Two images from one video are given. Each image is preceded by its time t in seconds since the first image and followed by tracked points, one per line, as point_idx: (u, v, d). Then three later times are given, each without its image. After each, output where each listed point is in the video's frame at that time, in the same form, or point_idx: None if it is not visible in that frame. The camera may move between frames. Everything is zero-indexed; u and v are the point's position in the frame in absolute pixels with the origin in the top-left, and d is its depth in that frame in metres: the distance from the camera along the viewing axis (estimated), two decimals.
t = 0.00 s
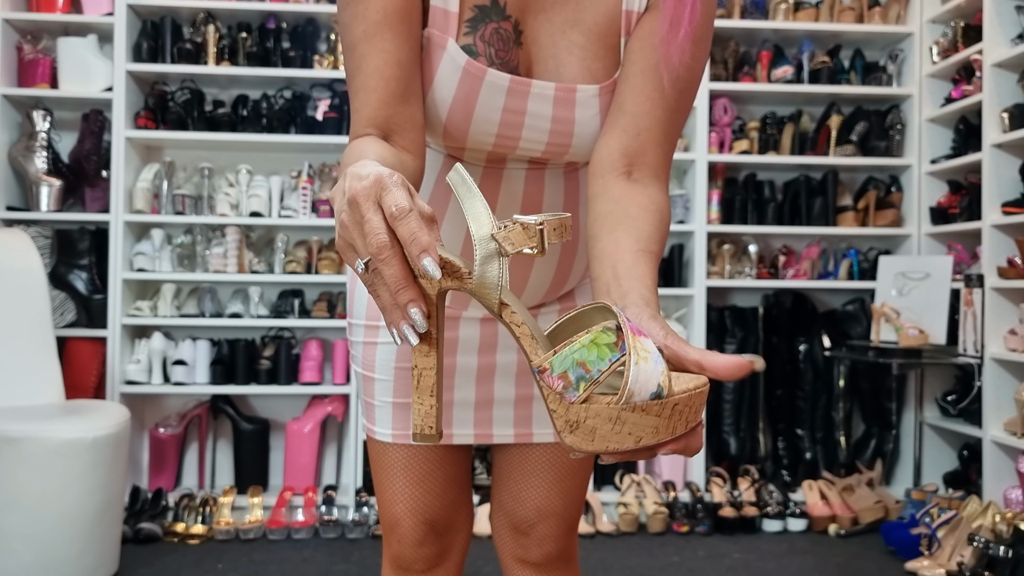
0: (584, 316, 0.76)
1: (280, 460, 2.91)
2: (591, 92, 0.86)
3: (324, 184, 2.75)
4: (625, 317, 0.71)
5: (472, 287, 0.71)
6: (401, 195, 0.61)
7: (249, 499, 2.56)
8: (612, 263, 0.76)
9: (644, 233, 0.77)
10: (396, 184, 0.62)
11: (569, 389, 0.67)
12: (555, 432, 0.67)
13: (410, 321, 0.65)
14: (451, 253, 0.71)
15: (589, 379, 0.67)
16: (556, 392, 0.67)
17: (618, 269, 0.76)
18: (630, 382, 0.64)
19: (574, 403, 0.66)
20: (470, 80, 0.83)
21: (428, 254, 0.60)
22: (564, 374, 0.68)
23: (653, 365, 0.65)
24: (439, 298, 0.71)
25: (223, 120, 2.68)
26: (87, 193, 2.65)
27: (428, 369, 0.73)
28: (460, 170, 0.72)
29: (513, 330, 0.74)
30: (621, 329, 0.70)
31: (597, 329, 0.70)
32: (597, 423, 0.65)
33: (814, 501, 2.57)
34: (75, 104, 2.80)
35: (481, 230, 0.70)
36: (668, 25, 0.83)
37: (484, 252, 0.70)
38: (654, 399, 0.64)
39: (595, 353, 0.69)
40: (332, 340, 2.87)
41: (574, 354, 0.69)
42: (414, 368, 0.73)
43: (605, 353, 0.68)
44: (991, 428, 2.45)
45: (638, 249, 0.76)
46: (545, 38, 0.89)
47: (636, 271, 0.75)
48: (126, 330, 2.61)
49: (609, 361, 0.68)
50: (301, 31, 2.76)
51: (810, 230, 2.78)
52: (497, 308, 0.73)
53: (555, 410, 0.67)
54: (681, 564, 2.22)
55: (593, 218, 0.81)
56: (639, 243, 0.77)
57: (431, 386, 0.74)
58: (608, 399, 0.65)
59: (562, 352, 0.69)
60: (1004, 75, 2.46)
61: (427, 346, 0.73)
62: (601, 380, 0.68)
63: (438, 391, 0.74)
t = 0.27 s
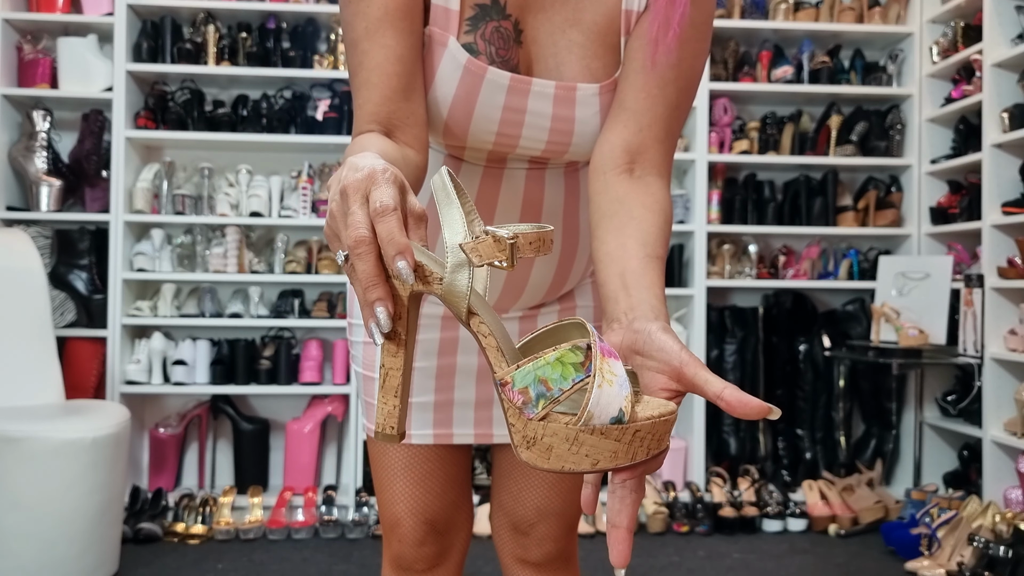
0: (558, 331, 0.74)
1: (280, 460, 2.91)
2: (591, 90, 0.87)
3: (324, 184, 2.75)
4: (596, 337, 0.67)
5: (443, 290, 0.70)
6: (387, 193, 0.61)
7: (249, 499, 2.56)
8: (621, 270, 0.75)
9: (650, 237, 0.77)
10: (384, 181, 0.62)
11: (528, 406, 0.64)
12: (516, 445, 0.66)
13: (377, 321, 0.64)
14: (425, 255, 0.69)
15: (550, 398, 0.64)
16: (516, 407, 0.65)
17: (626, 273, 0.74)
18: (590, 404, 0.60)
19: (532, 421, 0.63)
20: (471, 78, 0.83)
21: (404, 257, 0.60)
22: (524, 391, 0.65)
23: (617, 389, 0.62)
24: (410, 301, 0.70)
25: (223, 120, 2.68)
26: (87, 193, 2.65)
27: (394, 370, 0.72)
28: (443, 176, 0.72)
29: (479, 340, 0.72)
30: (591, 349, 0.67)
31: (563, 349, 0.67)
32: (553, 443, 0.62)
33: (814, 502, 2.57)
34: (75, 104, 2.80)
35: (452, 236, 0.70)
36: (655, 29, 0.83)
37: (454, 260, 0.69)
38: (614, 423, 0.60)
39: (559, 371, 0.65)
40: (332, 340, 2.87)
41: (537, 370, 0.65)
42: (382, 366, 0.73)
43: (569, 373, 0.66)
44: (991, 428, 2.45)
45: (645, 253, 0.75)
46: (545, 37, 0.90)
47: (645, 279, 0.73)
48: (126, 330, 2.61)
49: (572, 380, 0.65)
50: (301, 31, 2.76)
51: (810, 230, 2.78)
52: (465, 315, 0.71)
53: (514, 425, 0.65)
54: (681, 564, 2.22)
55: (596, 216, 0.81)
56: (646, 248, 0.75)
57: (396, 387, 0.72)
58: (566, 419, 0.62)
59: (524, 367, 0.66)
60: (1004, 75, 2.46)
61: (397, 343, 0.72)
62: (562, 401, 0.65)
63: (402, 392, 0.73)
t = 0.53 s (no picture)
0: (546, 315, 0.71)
1: (280, 460, 2.91)
2: (592, 81, 0.87)
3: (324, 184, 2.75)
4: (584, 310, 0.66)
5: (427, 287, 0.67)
6: (361, 199, 0.61)
7: (250, 499, 2.56)
8: (632, 260, 0.73)
9: (657, 225, 0.76)
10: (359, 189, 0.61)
11: (531, 382, 0.63)
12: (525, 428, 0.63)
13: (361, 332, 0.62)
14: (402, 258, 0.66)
15: (552, 370, 0.63)
16: (519, 386, 0.63)
17: (637, 259, 0.73)
18: (591, 368, 0.59)
19: (538, 397, 0.61)
20: (471, 70, 0.83)
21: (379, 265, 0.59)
22: (526, 368, 0.63)
23: (614, 352, 0.61)
24: (396, 308, 0.66)
25: (222, 120, 2.68)
26: (87, 193, 2.65)
27: (391, 380, 0.68)
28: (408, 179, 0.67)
29: (472, 329, 0.69)
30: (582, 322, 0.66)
31: (556, 324, 0.66)
32: (563, 415, 0.60)
33: (814, 502, 2.57)
34: (75, 104, 2.80)
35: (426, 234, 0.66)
36: (676, 17, 0.83)
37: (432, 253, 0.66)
38: (619, 385, 0.60)
39: (555, 345, 0.64)
40: (332, 340, 2.87)
41: (534, 346, 0.64)
42: (377, 378, 0.68)
43: (566, 344, 0.64)
44: (991, 428, 2.45)
45: (656, 242, 0.74)
46: (546, 30, 0.91)
47: (657, 267, 0.72)
48: (126, 330, 2.61)
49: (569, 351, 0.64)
50: (301, 31, 2.76)
51: (810, 230, 2.78)
52: (453, 307, 0.69)
53: (520, 405, 0.63)
54: (681, 564, 2.22)
55: (603, 207, 0.81)
56: (654, 236, 0.75)
57: (395, 396, 0.68)
58: (572, 389, 0.61)
59: (521, 345, 0.65)
60: (1004, 75, 2.46)
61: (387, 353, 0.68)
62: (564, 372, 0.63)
63: (403, 402, 0.69)
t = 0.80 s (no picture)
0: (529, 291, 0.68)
1: (280, 460, 2.91)
2: (590, 55, 0.87)
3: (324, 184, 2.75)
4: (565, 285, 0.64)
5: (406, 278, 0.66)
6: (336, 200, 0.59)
7: (250, 499, 2.56)
8: (632, 230, 0.72)
9: (659, 197, 0.75)
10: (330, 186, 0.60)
11: (515, 365, 0.61)
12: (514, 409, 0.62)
13: (354, 324, 0.62)
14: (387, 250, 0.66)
15: (535, 352, 0.61)
16: (504, 369, 0.62)
17: (637, 224, 0.73)
18: (573, 347, 0.58)
19: (524, 379, 0.60)
20: (469, 45, 0.85)
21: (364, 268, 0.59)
22: (509, 352, 0.62)
23: (596, 329, 0.60)
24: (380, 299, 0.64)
25: (223, 120, 2.68)
26: (87, 193, 2.65)
27: (379, 368, 0.67)
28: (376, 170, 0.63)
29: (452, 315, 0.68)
30: (562, 298, 0.63)
31: (537, 302, 0.64)
32: (550, 395, 0.59)
33: (814, 501, 2.57)
34: (75, 104, 2.80)
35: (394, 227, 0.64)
36: None
37: (406, 246, 0.64)
38: (603, 361, 0.58)
39: (535, 325, 0.62)
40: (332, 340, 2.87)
41: (516, 329, 0.62)
42: (365, 367, 0.68)
43: (548, 324, 0.62)
44: (991, 428, 2.45)
45: (656, 211, 0.73)
46: (543, 8, 0.92)
47: (657, 234, 0.71)
48: (126, 330, 2.61)
49: (552, 329, 0.61)
50: (301, 31, 2.76)
51: (810, 230, 2.78)
52: (434, 296, 0.67)
53: (506, 388, 0.62)
54: (681, 564, 2.22)
55: (606, 184, 0.80)
56: (656, 206, 0.74)
57: (386, 383, 0.68)
58: (557, 367, 0.60)
59: (502, 329, 0.63)
60: (1004, 75, 2.46)
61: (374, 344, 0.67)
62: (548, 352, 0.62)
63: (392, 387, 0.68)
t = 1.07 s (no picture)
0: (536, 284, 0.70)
1: (280, 460, 2.91)
2: (584, 25, 0.85)
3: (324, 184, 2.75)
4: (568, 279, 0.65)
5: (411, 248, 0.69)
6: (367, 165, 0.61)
7: (249, 499, 2.55)
8: (622, 206, 0.71)
9: (652, 167, 0.73)
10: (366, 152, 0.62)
11: (499, 347, 0.62)
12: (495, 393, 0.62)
13: (367, 288, 0.65)
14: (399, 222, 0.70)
15: (520, 336, 0.62)
16: (490, 349, 0.63)
17: (627, 197, 0.72)
18: (556, 338, 0.58)
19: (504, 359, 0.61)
20: (460, 17, 0.83)
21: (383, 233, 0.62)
22: (495, 333, 0.63)
23: (585, 325, 0.59)
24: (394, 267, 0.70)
25: (223, 120, 2.68)
26: (87, 193, 2.65)
27: (379, 333, 0.70)
28: (413, 145, 0.67)
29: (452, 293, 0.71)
30: (560, 291, 0.64)
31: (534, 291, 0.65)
32: (528, 380, 0.59)
33: (814, 502, 2.57)
34: (75, 104, 2.80)
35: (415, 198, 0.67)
36: None
37: (424, 214, 0.68)
38: (586, 356, 0.57)
39: (527, 312, 0.63)
40: (332, 340, 2.87)
41: (506, 313, 0.64)
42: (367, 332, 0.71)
43: (538, 313, 0.63)
44: (991, 428, 2.45)
45: (649, 191, 0.72)
46: None
47: (647, 211, 0.70)
48: (126, 330, 2.61)
49: (541, 318, 0.63)
50: (301, 31, 2.76)
51: (810, 230, 2.78)
52: (435, 268, 0.71)
53: (490, 368, 0.63)
54: (681, 564, 2.22)
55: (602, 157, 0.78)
56: (649, 178, 0.72)
57: (384, 346, 0.70)
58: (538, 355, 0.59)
59: (493, 311, 0.64)
60: (1004, 75, 2.46)
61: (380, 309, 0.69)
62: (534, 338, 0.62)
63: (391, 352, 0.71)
